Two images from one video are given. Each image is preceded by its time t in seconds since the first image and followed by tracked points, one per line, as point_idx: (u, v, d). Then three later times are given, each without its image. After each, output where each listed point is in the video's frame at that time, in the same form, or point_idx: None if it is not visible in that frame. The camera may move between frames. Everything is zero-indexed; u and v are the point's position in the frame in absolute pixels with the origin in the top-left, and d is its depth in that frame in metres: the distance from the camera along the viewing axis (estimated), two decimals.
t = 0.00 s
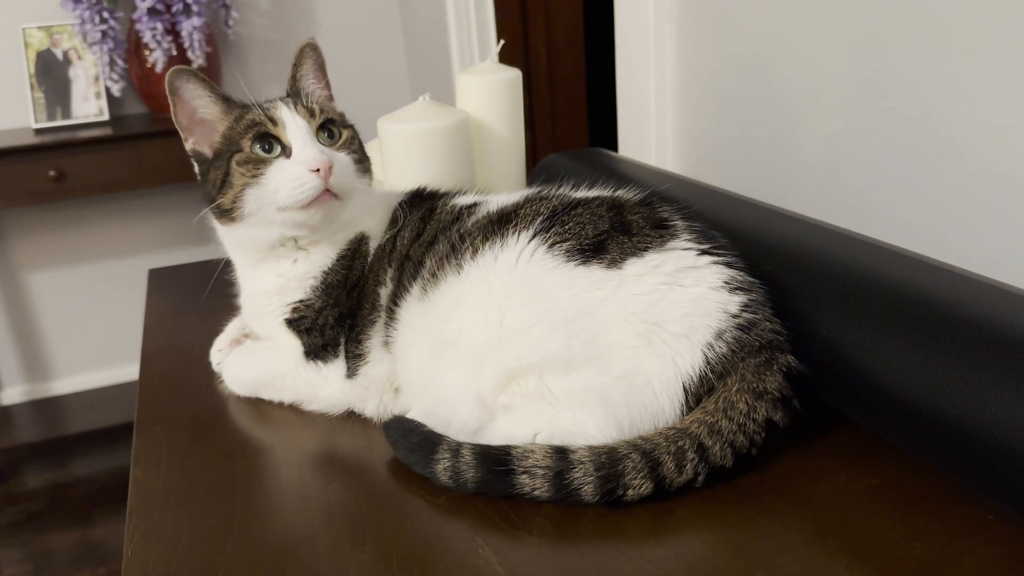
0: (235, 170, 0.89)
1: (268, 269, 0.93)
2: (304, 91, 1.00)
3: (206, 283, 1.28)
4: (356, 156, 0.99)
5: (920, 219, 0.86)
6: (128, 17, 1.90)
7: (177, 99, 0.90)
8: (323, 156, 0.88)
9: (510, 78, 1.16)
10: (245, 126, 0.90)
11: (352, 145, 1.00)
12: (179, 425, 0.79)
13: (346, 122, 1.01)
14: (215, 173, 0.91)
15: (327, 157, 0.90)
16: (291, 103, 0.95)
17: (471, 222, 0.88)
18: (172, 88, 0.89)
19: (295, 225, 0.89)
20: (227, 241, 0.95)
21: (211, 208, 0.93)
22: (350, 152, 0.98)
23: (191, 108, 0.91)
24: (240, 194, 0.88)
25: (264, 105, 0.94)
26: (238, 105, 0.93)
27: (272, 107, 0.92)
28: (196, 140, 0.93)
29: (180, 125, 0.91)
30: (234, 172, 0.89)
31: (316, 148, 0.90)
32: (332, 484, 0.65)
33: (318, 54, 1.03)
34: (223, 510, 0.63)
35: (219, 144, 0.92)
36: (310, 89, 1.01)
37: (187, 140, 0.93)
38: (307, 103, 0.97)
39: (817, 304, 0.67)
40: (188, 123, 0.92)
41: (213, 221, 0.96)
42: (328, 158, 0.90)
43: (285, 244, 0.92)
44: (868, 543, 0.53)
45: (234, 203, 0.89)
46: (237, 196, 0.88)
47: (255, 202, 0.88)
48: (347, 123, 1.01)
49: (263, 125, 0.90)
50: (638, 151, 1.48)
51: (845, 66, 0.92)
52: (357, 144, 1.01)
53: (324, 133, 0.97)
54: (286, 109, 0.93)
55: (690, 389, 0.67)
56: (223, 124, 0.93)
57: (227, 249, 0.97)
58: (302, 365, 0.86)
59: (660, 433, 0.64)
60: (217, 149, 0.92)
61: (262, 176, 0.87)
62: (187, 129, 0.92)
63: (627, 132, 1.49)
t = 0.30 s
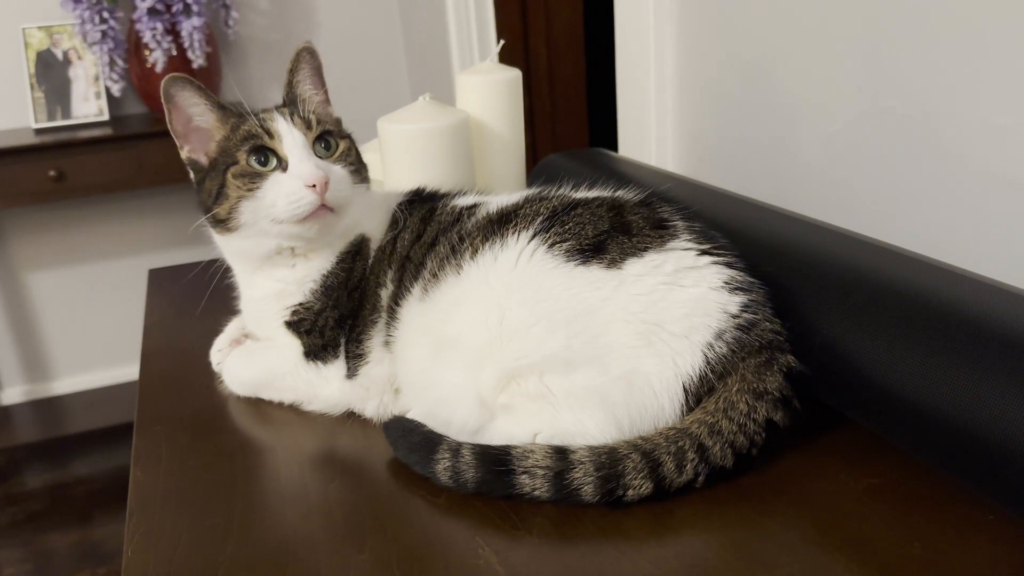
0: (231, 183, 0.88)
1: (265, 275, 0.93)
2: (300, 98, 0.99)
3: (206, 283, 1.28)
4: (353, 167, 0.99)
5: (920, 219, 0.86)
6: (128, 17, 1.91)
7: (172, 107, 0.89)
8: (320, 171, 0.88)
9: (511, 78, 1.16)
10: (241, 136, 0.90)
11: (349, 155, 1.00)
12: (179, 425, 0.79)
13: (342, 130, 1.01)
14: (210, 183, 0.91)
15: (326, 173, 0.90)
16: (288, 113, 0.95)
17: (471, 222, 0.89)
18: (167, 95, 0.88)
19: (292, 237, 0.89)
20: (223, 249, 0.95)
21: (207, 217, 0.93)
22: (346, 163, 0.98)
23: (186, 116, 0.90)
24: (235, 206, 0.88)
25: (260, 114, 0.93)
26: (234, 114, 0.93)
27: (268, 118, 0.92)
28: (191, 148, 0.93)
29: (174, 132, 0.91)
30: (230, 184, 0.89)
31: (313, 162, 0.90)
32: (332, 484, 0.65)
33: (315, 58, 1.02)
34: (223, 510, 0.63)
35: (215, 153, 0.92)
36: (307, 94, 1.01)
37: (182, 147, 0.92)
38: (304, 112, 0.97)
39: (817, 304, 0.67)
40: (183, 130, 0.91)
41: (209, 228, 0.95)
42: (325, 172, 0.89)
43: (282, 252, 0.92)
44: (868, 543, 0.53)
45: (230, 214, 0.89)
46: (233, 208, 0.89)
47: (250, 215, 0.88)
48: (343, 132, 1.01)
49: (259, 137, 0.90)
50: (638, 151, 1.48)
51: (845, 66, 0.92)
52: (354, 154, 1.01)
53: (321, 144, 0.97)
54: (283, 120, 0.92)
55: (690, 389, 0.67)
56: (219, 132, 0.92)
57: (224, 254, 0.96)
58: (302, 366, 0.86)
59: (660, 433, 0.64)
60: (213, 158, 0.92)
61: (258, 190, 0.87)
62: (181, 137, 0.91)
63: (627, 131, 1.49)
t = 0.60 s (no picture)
0: (232, 181, 0.88)
1: (265, 276, 0.93)
2: (301, 98, 0.99)
3: (206, 283, 1.28)
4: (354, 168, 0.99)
5: (920, 219, 0.86)
6: (128, 17, 1.90)
7: (173, 107, 0.89)
8: (321, 170, 0.88)
9: (511, 78, 1.16)
10: (242, 135, 0.90)
11: (349, 156, 0.99)
12: (179, 425, 0.79)
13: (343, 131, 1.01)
14: (211, 183, 0.91)
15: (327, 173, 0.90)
16: (289, 113, 0.95)
17: (471, 221, 0.88)
18: (168, 94, 0.88)
19: (292, 236, 0.89)
20: (223, 249, 0.95)
21: (207, 216, 0.93)
22: (347, 163, 0.98)
23: (187, 116, 0.90)
24: (236, 205, 0.88)
25: (260, 114, 0.93)
26: (235, 114, 0.93)
27: (269, 117, 0.92)
28: (192, 148, 0.92)
29: (175, 132, 0.91)
30: (231, 183, 0.89)
31: (314, 161, 0.90)
32: (332, 484, 0.65)
33: (316, 60, 1.02)
34: (223, 510, 0.63)
35: (215, 153, 0.92)
36: (308, 94, 1.01)
37: (182, 147, 0.92)
38: (305, 112, 0.97)
39: (816, 304, 0.67)
40: (184, 130, 0.91)
41: (209, 228, 0.95)
42: (327, 171, 0.89)
43: (282, 252, 0.92)
44: (868, 543, 0.53)
45: (231, 213, 0.89)
46: (234, 207, 0.88)
47: (251, 214, 0.88)
48: (344, 133, 1.01)
49: (260, 136, 0.90)
50: (638, 151, 1.48)
51: (845, 66, 0.92)
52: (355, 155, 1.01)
53: (322, 144, 0.97)
54: (284, 120, 0.92)
55: (690, 389, 0.67)
56: (219, 132, 0.92)
57: (224, 254, 0.96)
58: (302, 366, 0.86)
59: (660, 433, 0.64)
60: (213, 158, 0.92)
61: (259, 189, 0.87)
62: (182, 137, 0.91)
63: (627, 131, 1.49)
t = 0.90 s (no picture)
0: (231, 181, 0.88)
1: (265, 276, 0.93)
2: (300, 98, 0.99)
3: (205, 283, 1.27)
4: (353, 168, 0.99)
5: (919, 219, 0.86)
6: (128, 17, 1.90)
7: (172, 107, 0.89)
8: (321, 170, 0.88)
9: (511, 78, 1.16)
10: (241, 135, 0.90)
11: (349, 155, 1.00)
12: (179, 425, 0.79)
13: (342, 131, 1.01)
14: (210, 183, 0.91)
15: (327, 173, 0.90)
16: (288, 113, 0.95)
17: (471, 221, 0.88)
18: (167, 94, 0.88)
19: (292, 236, 0.89)
20: (223, 249, 0.95)
21: (206, 217, 0.93)
22: (346, 163, 0.98)
23: (186, 116, 0.90)
24: (236, 205, 0.88)
25: (260, 114, 0.93)
26: (234, 114, 0.93)
27: (268, 117, 0.92)
28: (191, 149, 0.92)
29: (174, 133, 0.91)
30: (230, 183, 0.89)
31: (314, 161, 0.90)
32: (332, 484, 0.65)
33: (316, 60, 1.02)
34: (223, 510, 0.63)
35: (215, 153, 0.92)
36: (307, 94, 1.01)
37: (182, 148, 0.92)
38: (304, 112, 0.97)
39: (816, 304, 0.67)
40: (183, 131, 0.91)
41: (209, 228, 0.95)
42: (326, 171, 0.89)
43: (282, 252, 0.92)
44: (868, 543, 0.53)
45: (230, 213, 0.89)
46: (233, 207, 0.88)
47: (251, 214, 0.88)
48: (343, 133, 1.01)
49: (260, 136, 0.90)
50: (637, 151, 1.48)
51: (845, 66, 0.92)
52: (354, 154, 1.01)
53: (321, 143, 0.97)
54: (283, 120, 0.92)
55: (690, 390, 0.67)
56: (219, 132, 0.92)
57: (224, 254, 0.96)
58: (301, 366, 0.85)
59: (660, 432, 0.64)
60: (213, 158, 0.92)
61: (258, 189, 0.87)
62: (181, 137, 0.91)
63: (627, 131, 1.49)
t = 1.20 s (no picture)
0: (231, 180, 0.88)
1: (265, 276, 0.93)
2: (300, 98, 0.99)
3: (205, 283, 1.27)
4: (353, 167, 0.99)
5: (919, 219, 0.86)
6: (128, 17, 1.90)
7: (172, 107, 0.89)
8: (321, 169, 0.88)
9: (511, 78, 1.16)
10: (241, 135, 0.90)
11: (349, 155, 1.00)
12: (179, 425, 0.79)
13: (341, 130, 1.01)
14: (210, 183, 0.91)
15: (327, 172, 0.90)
16: (288, 113, 0.95)
17: (471, 222, 0.88)
18: (167, 94, 0.88)
19: (292, 235, 0.89)
20: (223, 249, 0.95)
21: (207, 216, 0.93)
22: (346, 162, 0.98)
23: (186, 116, 0.90)
24: (236, 204, 0.88)
25: (260, 113, 0.93)
26: (234, 114, 0.93)
27: (268, 117, 0.92)
28: (192, 148, 0.92)
29: (174, 132, 0.91)
30: (230, 182, 0.89)
31: (314, 160, 0.90)
32: (332, 484, 0.65)
33: (316, 60, 1.02)
34: (223, 510, 0.63)
35: (215, 153, 0.92)
36: (307, 94, 1.01)
37: (182, 147, 0.92)
38: (304, 112, 0.97)
39: (816, 304, 0.67)
40: (183, 130, 0.91)
41: (209, 228, 0.95)
42: (326, 170, 0.89)
43: (282, 252, 0.92)
44: (869, 544, 0.53)
45: (230, 213, 0.89)
46: (234, 206, 0.88)
47: (251, 214, 0.88)
48: (343, 132, 1.01)
49: (260, 136, 0.90)
50: (637, 152, 1.48)
51: (845, 66, 0.92)
52: (354, 154, 1.01)
53: (321, 142, 0.97)
54: (283, 119, 0.92)
55: (690, 389, 0.67)
56: (219, 132, 0.92)
57: (224, 254, 0.96)
58: (301, 366, 0.85)
59: (660, 432, 0.64)
60: (213, 158, 0.92)
61: (258, 188, 0.87)
62: (182, 137, 0.91)
63: (627, 131, 1.49)
